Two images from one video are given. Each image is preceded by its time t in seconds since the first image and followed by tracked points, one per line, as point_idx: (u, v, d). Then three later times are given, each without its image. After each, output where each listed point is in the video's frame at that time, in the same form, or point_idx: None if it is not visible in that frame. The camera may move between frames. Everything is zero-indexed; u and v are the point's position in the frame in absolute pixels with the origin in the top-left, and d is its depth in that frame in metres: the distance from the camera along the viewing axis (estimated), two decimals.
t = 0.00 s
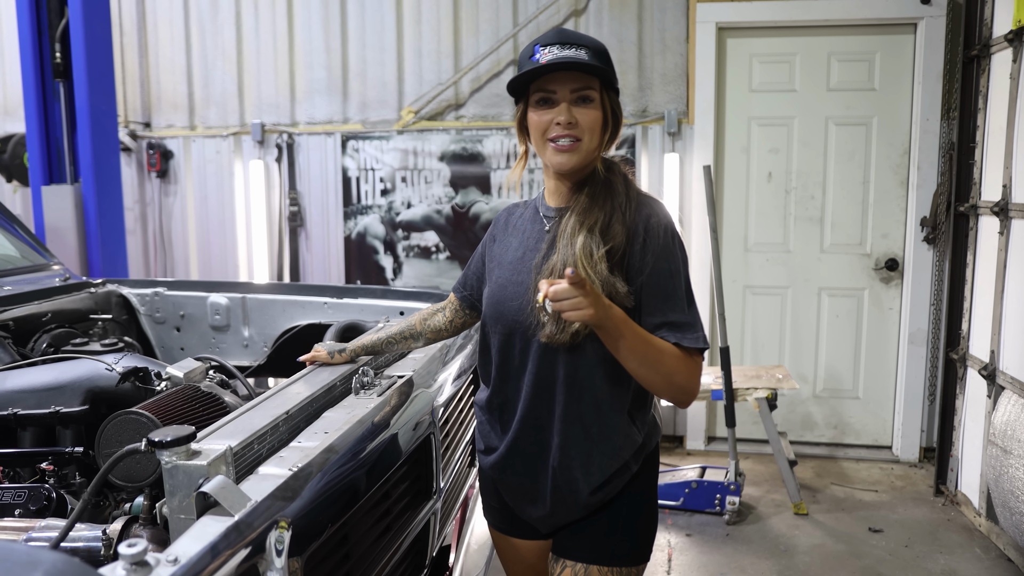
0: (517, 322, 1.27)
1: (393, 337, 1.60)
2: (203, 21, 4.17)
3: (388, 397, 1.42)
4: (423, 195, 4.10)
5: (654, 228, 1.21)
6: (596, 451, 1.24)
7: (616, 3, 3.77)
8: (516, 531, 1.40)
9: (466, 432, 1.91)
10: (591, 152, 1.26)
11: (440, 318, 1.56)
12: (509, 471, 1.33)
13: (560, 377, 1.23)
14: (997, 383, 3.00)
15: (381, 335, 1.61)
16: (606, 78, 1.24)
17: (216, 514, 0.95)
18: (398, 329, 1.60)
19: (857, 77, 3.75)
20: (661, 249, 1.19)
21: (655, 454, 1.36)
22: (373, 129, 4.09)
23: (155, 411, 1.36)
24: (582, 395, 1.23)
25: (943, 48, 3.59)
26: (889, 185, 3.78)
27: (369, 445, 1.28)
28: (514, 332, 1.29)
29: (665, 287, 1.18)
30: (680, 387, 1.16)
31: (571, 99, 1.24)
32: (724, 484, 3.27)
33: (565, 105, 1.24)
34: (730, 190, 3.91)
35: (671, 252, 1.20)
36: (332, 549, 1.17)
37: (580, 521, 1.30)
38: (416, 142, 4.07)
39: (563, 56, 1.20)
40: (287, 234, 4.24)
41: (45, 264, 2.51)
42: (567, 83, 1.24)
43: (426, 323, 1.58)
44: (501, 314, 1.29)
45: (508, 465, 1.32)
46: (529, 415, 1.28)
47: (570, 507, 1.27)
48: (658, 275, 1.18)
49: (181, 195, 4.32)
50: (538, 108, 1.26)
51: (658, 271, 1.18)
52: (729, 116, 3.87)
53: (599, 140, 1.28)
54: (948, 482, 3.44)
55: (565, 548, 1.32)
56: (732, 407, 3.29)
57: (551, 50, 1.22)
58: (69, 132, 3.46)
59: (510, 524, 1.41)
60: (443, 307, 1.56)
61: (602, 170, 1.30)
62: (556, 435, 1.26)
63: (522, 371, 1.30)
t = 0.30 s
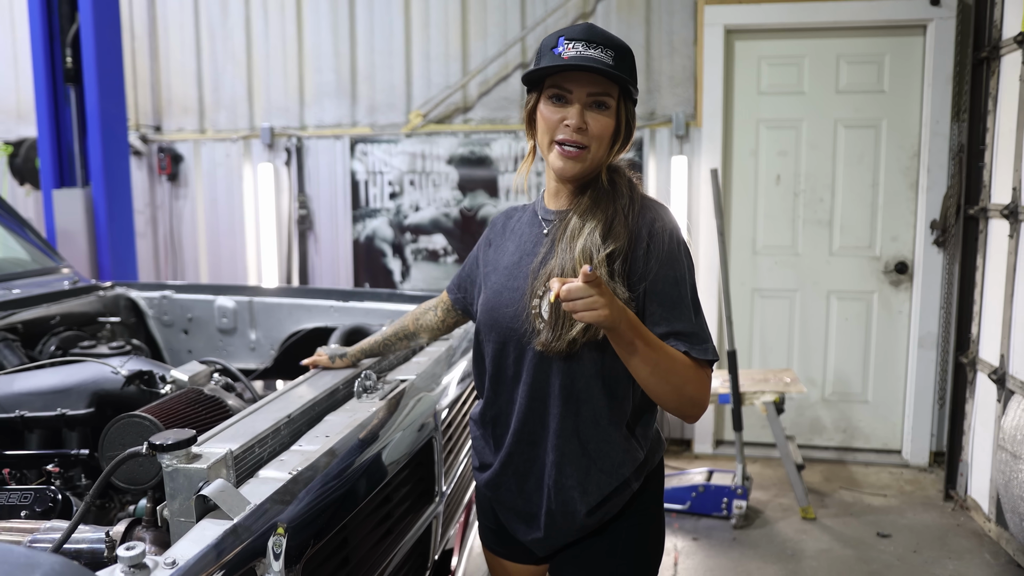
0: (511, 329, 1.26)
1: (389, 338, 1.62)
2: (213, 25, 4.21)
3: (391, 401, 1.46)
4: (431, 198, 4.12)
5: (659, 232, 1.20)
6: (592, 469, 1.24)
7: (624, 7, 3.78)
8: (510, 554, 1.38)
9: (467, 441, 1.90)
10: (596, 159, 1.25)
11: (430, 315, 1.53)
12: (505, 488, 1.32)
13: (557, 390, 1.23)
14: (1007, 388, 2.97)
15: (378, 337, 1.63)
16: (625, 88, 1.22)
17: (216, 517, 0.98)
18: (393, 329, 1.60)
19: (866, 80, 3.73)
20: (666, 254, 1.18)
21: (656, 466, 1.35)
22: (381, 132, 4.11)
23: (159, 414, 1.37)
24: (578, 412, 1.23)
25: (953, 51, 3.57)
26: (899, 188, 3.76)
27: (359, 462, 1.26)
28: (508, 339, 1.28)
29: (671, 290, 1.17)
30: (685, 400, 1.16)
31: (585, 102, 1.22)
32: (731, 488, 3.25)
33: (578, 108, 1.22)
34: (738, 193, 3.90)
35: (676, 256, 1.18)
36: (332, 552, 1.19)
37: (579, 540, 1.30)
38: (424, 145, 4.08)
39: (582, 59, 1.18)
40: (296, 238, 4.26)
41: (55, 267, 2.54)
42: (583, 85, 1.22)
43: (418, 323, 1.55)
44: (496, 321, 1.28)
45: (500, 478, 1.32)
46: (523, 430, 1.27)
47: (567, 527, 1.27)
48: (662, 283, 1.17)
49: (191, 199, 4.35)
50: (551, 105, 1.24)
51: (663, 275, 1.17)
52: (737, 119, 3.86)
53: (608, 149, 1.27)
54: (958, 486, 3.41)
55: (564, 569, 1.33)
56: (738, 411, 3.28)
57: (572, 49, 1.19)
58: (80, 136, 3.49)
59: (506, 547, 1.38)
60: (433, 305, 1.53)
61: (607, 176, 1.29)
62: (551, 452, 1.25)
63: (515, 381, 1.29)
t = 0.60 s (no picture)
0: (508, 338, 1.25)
1: (382, 335, 1.60)
2: (222, 30, 4.23)
3: (391, 405, 1.46)
4: (438, 201, 4.12)
5: (668, 237, 1.16)
6: (595, 483, 1.22)
7: (631, 10, 3.78)
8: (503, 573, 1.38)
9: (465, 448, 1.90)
10: (593, 158, 1.24)
11: (418, 310, 1.53)
12: (505, 505, 1.30)
13: (557, 403, 1.21)
14: (1016, 393, 2.95)
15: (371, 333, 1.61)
16: (626, 86, 1.22)
17: (214, 519, 1.00)
18: (383, 326, 1.60)
19: (874, 83, 3.71)
20: (677, 258, 1.14)
21: (658, 480, 1.34)
22: (389, 136, 4.12)
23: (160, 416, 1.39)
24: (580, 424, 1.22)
25: (961, 54, 3.55)
26: (907, 192, 3.74)
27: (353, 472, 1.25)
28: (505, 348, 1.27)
29: (683, 299, 1.13)
30: (733, 388, 1.08)
31: (582, 98, 1.22)
32: (737, 492, 3.24)
33: (574, 102, 1.22)
34: (745, 197, 3.89)
35: (688, 257, 1.14)
36: (331, 553, 1.20)
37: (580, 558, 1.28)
38: (431, 149, 4.09)
39: (584, 51, 1.18)
40: (304, 241, 4.28)
41: (62, 270, 2.56)
42: (583, 81, 1.22)
43: (407, 315, 1.55)
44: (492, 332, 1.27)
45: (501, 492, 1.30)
46: (522, 443, 1.26)
47: (569, 544, 1.25)
48: (680, 278, 1.13)
49: (200, 202, 4.37)
50: (549, 100, 1.24)
51: (672, 282, 1.14)
52: (744, 122, 3.85)
53: (606, 149, 1.26)
54: (966, 492, 3.39)
55: None
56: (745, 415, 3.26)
57: (576, 42, 1.20)
58: (88, 140, 3.52)
59: (498, 565, 1.38)
60: (420, 300, 1.53)
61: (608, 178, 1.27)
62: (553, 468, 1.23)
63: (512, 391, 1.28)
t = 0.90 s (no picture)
0: (505, 351, 1.25)
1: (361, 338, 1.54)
2: (228, 34, 4.25)
3: (392, 409, 1.48)
4: (442, 205, 4.13)
5: (673, 245, 1.16)
6: (602, 491, 1.23)
7: (636, 14, 3.78)
8: None
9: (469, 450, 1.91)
10: (588, 154, 1.23)
11: (415, 312, 1.50)
12: (502, 522, 1.28)
13: (556, 415, 1.22)
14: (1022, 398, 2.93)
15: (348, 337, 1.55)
16: (629, 83, 1.21)
17: (211, 523, 1.01)
18: (365, 329, 1.54)
19: (880, 87, 3.70)
20: (677, 268, 1.14)
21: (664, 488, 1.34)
22: (393, 140, 4.13)
23: (161, 420, 1.40)
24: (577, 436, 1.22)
25: (967, 57, 3.53)
26: (913, 196, 3.72)
27: (345, 482, 1.25)
28: (499, 361, 1.27)
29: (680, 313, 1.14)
30: (791, 353, 1.07)
31: (585, 93, 1.23)
32: (741, 497, 3.22)
33: (577, 96, 1.22)
34: (750, 201, 3.88)
35: (692, 258, 1.14)
36: (329, 557, 1.21)
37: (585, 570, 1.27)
38: (436, 153, 4.10)
39: (590, 43, 1.20)
40: (309, 245, 4.29)
41: (67, 273, 2.57)
42: (589, 75, 1.22)
43: (399, 318, 1.52)
44: (489, 345, 1.27)
45: (497, 508, 1.29)
46: (517, 458, 1.25)
47: (575, 556, 1.25)
48: (695, 256, 1.14)
49: (205, 206, 4.39)
50: (553, 93, 1.26)
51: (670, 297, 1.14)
52: (749, 126, 3.84)
53: (605, 147, 1.24)
54: (973, 498, 3.37)
55: None
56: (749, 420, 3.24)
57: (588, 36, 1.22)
58: (94, 144, 3.54)
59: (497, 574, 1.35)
60: (417, 301, 1.50)
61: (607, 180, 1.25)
62: (555, 476, 1.24)
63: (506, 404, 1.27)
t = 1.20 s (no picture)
0: (511, 363, 1.24)
1: (353, 366, 1.49)
2: (232, 37, 4.26)
3: (391, 412, 1.51)
4: (446, 208, 4.13)
5: (685, 272, 1.13)
6: (605, 503, 1.22)
7: (639, 16, 3.79)
8: None
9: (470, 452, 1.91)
10: (596, 160, 1.22)
11: (403, 329, 1.46)
12: (505, 536, 1.29)
13: (554, 430, 1.21)
14: None
15: (339, 366, 1.48)
16: (632, 87, 1.20)
17: (208, 526, 1.03)
18: (355, 355, 1.49)
19: (884, 89, 3.69)
20: (687, 296, 1.12)
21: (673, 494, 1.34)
22: (397, 143, 4.13)
23: (160, 422, 1.41)
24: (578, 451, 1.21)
25: (972, 60, 3.52)
26: (918, 199, 3.70)
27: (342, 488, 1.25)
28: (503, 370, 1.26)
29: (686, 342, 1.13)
30: (774, 415, 1.08)
31: (589, 100, 1.22)
32: (745, 501, 3.21)
33: (580, 103, 1.22)
34: (755, 204, 3.87)
35: (703, 288, 1.11)
36: (326, 560, 1.22)
37: None
38: (439, 155, 4.09)
39: (591, 48, 1.19)
40: (313, 247, 4.29)
41: (70, 275, 2.58)
42: (591, 81, 1.22)
43: (388, 339, 1.47)
44: (495, 355, 1.26)
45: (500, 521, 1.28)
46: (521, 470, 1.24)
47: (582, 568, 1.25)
48: (700, 296, 1.11)
49: (209, 208, 4.40)
50: (557, 102, 1.25)
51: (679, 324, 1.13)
52: (753, 129, 3.83)
53: (613, 153, 1.23)
54: (978, 502, 3.35)
55: None
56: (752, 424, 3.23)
57: (589, 41, 1.22)
58: (99, 147, 3.55)
59: None
60: (404, 318, 1.45)
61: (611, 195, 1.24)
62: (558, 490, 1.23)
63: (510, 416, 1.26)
